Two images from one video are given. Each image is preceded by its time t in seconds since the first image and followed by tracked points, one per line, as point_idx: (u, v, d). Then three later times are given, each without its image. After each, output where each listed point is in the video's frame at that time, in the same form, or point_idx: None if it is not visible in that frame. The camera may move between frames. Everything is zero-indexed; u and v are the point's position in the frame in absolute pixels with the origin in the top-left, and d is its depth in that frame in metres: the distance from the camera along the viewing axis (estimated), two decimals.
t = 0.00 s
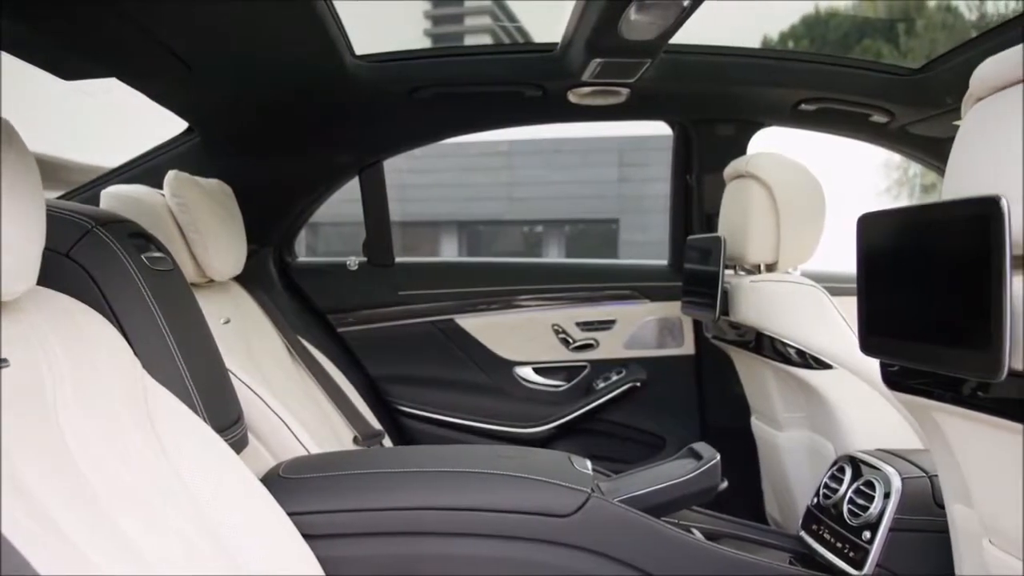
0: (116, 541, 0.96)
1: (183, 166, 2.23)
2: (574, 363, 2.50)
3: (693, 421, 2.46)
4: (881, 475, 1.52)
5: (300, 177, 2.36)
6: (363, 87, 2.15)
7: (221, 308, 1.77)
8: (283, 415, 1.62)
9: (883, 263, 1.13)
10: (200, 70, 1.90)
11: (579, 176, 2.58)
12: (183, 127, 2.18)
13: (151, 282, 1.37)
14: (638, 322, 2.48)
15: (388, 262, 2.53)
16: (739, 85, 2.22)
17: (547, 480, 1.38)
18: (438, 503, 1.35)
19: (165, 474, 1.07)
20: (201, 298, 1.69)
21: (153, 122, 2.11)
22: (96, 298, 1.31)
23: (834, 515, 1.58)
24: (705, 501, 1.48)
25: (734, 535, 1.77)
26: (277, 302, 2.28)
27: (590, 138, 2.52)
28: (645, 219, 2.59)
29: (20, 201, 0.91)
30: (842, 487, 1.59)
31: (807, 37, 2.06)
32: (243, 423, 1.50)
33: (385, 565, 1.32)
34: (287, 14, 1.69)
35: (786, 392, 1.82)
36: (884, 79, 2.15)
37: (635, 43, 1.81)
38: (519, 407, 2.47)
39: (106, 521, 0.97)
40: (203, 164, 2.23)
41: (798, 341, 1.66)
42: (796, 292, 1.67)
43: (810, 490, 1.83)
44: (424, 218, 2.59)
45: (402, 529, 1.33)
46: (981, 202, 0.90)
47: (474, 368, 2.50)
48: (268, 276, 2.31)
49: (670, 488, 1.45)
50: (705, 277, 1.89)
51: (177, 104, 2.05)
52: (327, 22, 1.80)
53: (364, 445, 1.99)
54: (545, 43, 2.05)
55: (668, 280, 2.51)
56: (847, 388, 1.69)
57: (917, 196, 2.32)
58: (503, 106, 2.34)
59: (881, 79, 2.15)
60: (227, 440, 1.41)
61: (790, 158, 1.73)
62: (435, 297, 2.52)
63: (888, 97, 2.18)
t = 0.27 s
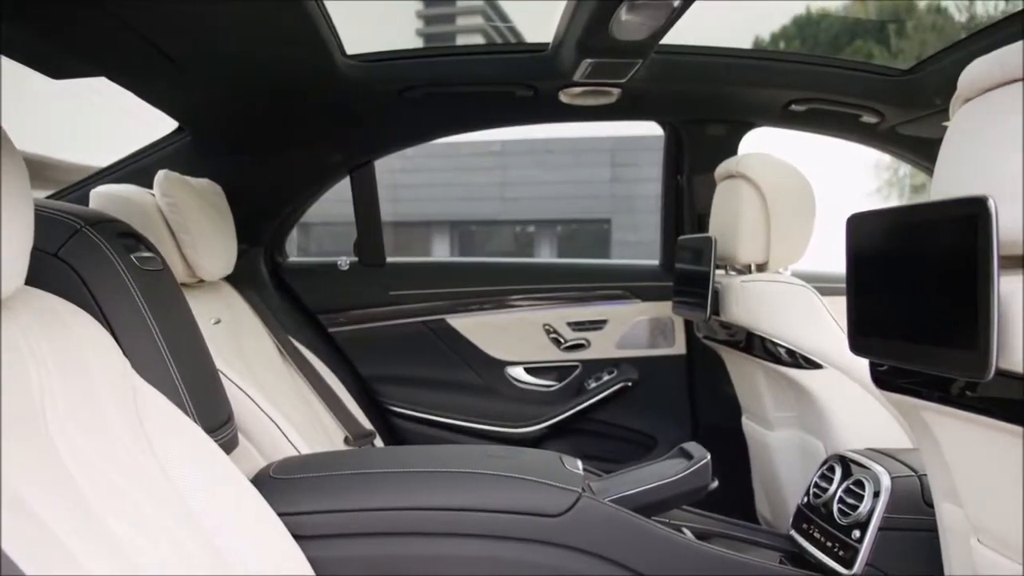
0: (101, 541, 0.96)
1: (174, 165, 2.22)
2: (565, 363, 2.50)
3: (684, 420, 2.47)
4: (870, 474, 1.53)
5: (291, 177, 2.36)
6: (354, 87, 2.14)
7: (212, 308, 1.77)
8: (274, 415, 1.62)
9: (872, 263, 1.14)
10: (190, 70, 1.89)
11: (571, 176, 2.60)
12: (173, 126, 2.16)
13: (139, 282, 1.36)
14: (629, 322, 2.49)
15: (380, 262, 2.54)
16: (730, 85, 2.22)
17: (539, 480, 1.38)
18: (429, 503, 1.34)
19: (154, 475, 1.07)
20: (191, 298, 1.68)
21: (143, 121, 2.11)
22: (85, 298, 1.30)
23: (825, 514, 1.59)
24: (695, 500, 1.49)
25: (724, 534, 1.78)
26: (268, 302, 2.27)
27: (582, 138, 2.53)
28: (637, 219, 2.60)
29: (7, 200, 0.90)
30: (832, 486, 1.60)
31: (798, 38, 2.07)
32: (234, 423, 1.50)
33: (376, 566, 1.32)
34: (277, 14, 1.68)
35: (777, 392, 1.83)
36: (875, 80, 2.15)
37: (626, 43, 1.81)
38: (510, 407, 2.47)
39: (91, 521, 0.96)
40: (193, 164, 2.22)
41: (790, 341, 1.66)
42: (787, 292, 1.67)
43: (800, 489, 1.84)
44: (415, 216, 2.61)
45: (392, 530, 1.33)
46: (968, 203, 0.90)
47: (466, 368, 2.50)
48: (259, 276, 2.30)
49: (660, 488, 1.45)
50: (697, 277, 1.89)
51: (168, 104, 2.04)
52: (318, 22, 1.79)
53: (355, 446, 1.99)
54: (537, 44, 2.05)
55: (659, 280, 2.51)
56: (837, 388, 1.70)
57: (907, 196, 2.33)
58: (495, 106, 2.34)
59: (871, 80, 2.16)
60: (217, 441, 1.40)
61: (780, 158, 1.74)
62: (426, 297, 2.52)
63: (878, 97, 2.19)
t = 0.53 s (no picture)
0: (86, 542, 0.96)
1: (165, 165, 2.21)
2: (557, 363, 2.51)
3: (675, 420, 2.48)
4: (861, 473, 1.53)
5: (283, 177, 2.35)
6: (345, 87, 2.14)
7: (202, 308, 1.77)
8: (264, 415, 1.62)
9: (862, 263, 1.14)
10: (181, 69, 1.88)
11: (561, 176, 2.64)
12: (164, 125, 2.15)
13: (128, 282, 1.36)
14: (620, 322, 2.49)
15: (372, 262, 2.54)
16: (721, 86, 2.22)
17: (530, 480, 1.38)
18: (420, 503, 1.34)
19: (144, 475, 1.06)
20: (181, 298, 1.68)
21: (133, 120, 2.10)
22: (74, 298, 1.28)
23: (815, 513, 1.59)
24: (686, 500, 1.49)
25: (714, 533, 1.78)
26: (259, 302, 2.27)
27: (573, 138, 2.53)
28: (627, 219, 2.60)
29: None
30: (822, 485, 1.60)
31: (789, 39, 2.07)
32: (224, 423, 1.49)
33: (367, 566, 1.32)
34: (268, 14, 1.68)
35: (767, 392, 1.83)
36: (865, 81, 2.16)
37: (617, 43, 1.81)
38: (502, 407, 2.48)
39: (79, 522, 0.96)
40: (183, 163, 2.21)
41: (780, 341, 1.66)
42: (778, 292, 1.67)
43: (791, 488, 1.85)
44: (408, 216, 2.64)
45: (383, 530, 1.33)
46: (958, 203, 0.90)
47: (457, 368, 2.50)
48: (249, 276, 2.30)
49: (651, 487, 1.45)
50: (688, 277, 1.90)
51: (158, 103, 2.03)
52: (309, 23, 1.79)
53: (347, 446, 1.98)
54: (529, 44, 2.05)
55: (650, 281, 2.52)
56: (827, 387, 1.71)
57: (897, 197, 2.34)
58: (486, 106, 2.34)
59: (861, 81, 2.17)
60: (207, 441, 1.40)
61: (770, 159, 1.75)
62: (418, 297, 2.52)
63: (868, 98, 2.20)
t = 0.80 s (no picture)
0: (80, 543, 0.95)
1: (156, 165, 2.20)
2: (549, 363, 2.51)
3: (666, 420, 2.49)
4: (851, 473, 1.54)
5: (274, 177, 2.35)
6: (338, 86, 2.14)
7: (193, 308, 1.76)
8: (255, 415, 1.61)
9: (852, 264, 1.14)
10: (172, 69, 1.88)
11: (554, 176, 2.61)
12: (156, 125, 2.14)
13: (117, 280, 1.35)
14: (612, 322, 2.50)
15: (364, 262, 2.54)
16: (713, 87, 2.23)
17: (522, 480, 1.38)
18: (411, 503, 1.34)
19: (129, 473, 1.06)
20: (172, 298, 1.67)
21: (125, 119, 2.08)
22: (63, 297, 1.27)
23: (806, 512, 1.60)
24: (678, 500, 1.49)
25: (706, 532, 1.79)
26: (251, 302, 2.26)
27: (565, 138, 2.53)
28: (619, 219, 2.61)
29: None
30: (813, 485, 1.61)
31: (781, 39, 2.08)
32: (215, 424, 1.49)
33: (358, 566, 1.32)
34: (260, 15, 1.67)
35: (758, 391, 1.84)
36: (855, 82, 2.17)
37: (609, 44, 1.82)
38: (494, 407, 2.48)
39: (71, 523, 0.96)
40: (174, 163, 2.20)
41: (771, 341, 1.65)
42: (769, 292, 1.66)
43: (782, 487, 1.86)
44: (400, 215, 2.62)
45: (374, 530, 1.33)
46: (947, 203, 0.91)
47: (449, 368, 2.50)
48: (241, 276, 2.29)
49: (642, 487, 1.46)
50: (680, 277, 1.90)
51: (150, 102, 2.02)
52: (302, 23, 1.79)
53: (338, 447, 1.98)
54: (521, 44, 2.05)
55: (642, 281, 2.53)
56: (817, 386, 1.72)
57: (888, 197, 2.34)
58: (477, 106, 2.34)
59: (852, 81, 2.18)
60: (197, 441, 1.39)
61: (762, 159, 1.75)
62: (410, 297, 2.52)
63: (858, 99, 2.21)
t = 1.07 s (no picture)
0: (69, 543, 0.96)
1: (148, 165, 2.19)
2: (541, 363, 2.52)
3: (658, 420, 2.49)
4: (842, 472, 1.54)
5: (267, 177, 2.35)
6: (331, 86, 2.13)
7: (185, 308, 1.76)
8: (246, 415, 1.61)
9: (843, 263, 1.15)
10: (163, 68, 1.87)
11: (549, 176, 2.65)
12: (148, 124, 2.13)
13: (108, 279, 1.33)
14: (604, 323, 2.50)
15: (357, 262, 2.54)
16: (706, 87, 2.23)
17: (514, 480, 1.38)
18: (403, 503, 1.34)
19: (121, 473, 1.05)
20: (164, 298, 1.67)
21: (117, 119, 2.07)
22: (53, 296, 1.26)
23: (798, 512, 1.60)
24: (670, 499, 1.50)
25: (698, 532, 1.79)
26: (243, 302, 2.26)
27: (557, 138, 2.55)
28: (611, 219, 2.61)
29: None
30: (805, 485, 1.61)
31: (774, 40, 2.08)
32: (207, 424, 1.48)
33: (350, 566, 1.32)
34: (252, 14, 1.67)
35: (750, 391, 1.85)
36: (847, 82, 2.18)
37: (602, 43, 1.82)
38: (487, 407, 2.48)
39: (62, 523, 0.96)
40: (167, 163, 2.19)
41: (763, 341, 1.65)
42: (761, 292, 1.67)
43: (774, 487, 1.86)
44: (393, 215, 2.64)
45: (366, 530, 1.33)
46: (936, 202, 0.91)
47: (442, 368, 2.51)
48: (233, 276, 2.29)
49: (634, 486, 1.46)
50: (672, 277, 1.90)
51: (142, 102, 2.01)
52: (294, 22, 1.78)
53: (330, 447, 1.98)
54: (514, 44, 2.05)
55: (635, 281, 2.53)
56: (809, 386, 1.72)
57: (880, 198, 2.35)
58: (469, 106, 2.34)
59: (844, 82, 2.18)
60: (188, 442, 1.38)
61: (754, 159, 1.75)
62: (403, 297, 2.52)
63: (849, 99, 2.22)
